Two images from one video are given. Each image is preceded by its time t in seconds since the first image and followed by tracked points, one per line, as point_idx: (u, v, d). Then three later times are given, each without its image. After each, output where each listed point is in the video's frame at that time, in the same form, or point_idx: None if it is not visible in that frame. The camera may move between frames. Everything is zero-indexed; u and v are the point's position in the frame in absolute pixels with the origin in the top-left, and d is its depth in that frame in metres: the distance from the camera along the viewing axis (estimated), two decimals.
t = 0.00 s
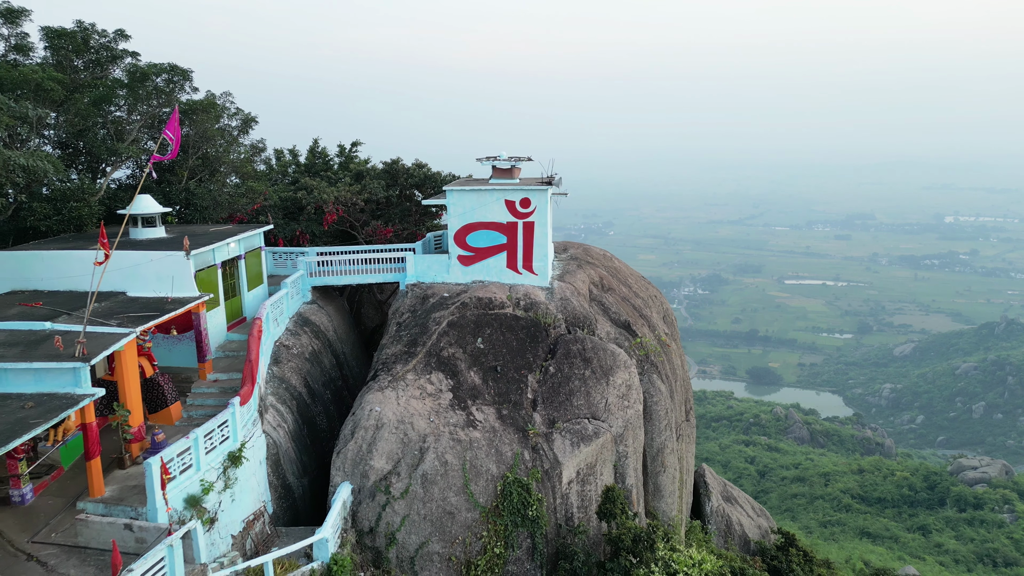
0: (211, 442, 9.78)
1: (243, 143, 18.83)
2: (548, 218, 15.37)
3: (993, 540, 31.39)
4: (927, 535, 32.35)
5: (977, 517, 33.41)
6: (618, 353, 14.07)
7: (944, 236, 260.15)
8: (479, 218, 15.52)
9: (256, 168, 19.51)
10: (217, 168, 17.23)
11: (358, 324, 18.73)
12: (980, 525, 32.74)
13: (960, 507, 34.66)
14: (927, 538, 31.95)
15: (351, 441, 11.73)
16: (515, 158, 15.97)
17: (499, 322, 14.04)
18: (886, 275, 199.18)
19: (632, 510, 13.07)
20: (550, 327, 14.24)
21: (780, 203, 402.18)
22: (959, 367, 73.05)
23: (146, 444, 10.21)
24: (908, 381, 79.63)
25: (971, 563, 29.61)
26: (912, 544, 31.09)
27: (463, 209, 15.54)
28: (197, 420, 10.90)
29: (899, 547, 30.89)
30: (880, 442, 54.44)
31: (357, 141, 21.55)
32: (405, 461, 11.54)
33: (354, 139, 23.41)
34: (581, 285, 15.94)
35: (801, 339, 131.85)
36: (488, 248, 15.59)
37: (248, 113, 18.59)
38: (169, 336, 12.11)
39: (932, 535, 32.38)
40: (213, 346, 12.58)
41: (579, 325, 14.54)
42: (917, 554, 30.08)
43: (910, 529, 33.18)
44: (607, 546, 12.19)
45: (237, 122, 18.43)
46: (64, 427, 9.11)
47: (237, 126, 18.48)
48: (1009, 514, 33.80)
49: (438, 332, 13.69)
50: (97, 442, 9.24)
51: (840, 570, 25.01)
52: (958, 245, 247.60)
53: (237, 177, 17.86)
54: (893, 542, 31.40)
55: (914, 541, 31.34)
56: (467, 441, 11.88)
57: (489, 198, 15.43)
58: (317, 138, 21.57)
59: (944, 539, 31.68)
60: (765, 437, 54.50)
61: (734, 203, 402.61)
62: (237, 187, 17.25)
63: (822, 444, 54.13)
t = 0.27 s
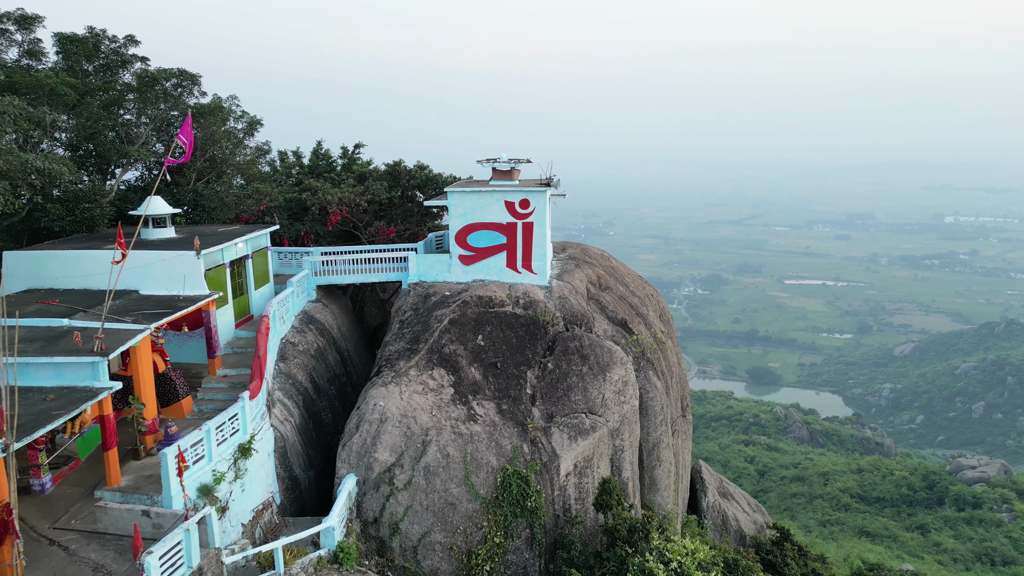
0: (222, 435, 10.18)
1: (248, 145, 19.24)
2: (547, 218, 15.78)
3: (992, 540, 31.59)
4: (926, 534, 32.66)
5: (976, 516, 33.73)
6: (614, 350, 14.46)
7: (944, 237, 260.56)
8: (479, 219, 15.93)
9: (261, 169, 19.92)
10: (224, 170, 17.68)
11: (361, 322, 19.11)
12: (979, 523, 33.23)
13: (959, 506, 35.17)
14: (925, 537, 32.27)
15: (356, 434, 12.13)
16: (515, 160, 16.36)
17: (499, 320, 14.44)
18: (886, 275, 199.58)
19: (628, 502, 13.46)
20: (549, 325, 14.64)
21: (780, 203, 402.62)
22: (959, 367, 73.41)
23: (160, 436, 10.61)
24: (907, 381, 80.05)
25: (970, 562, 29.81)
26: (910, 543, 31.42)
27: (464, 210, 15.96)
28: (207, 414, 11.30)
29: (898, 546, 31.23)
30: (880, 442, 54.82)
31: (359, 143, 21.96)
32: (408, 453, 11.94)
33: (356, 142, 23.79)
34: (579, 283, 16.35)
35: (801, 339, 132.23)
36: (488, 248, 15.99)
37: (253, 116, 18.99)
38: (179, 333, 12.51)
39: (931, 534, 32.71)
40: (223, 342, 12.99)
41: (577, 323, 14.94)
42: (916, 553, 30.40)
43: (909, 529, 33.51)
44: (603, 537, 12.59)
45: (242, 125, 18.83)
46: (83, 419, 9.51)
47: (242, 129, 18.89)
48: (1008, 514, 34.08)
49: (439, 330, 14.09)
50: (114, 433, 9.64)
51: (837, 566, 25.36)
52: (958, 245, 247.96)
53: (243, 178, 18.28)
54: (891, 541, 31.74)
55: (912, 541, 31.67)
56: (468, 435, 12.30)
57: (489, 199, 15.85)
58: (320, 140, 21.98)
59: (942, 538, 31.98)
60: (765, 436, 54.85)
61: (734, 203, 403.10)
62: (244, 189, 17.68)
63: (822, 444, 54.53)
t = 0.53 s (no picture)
0: (233, 427, 10.58)
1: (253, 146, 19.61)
2: (546, 219, 16.20)
3: (990, 539, 31.83)
4: (924, 533, 33.04)
5: (974, 516, 34.07)
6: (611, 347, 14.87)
7: (944, 237, 260.99)
8: (480, 219, 16.34)
9: (265, 170, 20.30)
10: (230, 171, 18.06)
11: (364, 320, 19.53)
12: (977, 522, 33.60)
13: (958, 505, 35.59)
14: (924, 536, 32.62)
15: (360, 428, 12.54)
16: (514, 162, 16.76)
17: (499, 318, 14.85)
18: (886, 275, 199.96)
19: (624, 494, 13.86)
20: (547, 322, 15.05)
21: (780, 204, 403.06)
22: (958, 367, 73.79)
23: (172, 428, 11.01)
24: (907, 381, 80.40)
25: (968, 561, 30.10)
26: (908, 542, 31.77)
27: (465, 210, 16.37)
28: (217, 407, 11.70)
29: (896, 544, 31.57)
30: (879, 442, 55.20)
31: (361, 145, 22.36)
32: (410, 446, 12.36)
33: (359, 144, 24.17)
34: (577, 282, 16.76)
35: (801, 339, 132.61)
36: (488, 248, 16.39)
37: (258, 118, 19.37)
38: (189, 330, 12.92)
39: (929, 532, 33.06)
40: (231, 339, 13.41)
41: (575, 320, 15.35)
42: (914, 552, 30.76)
43: (908, 527, 33.86)
44: (600, 527, 12.99)
45: (248, 127, 19.21)
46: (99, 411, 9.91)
47: (248, 131, 19.27)
48: (1005, 513, 34.36)
49: (441, 327, 14.50)
50: (129, 425, 10.04)
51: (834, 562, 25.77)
52: (958, 245, 248.39)
53: (248, 179, 18.66)
54: (890, 540, 32.09)
55: (911, 539, 32.02)
56: (469, 428, 12.71)
57: (489, 200, 16.26)
58: (323, 141, 22.37)
59: (940, 537, 32.32)
60: (764, 436, 55.19)
61: (734, 203, 403.48)
62: (249, 190, 18.07)
63: (821, 443, 54.90)
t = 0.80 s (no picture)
0: (243, 419, 10.98)
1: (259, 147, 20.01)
2: (545, 219, 16.60)
3: (988, 537, 32.14)
4: (923, 532, 33.41)
5: (973, 515, 34.43)
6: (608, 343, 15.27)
7: (944, 237, 261.42)
8: (480, 220, 16.75)
9: (270, 171, 20.72)
10: (236, 173, 18.48)
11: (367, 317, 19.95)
12: (975, 521, 33.98)
13: (957, 504, 36.00)
14: (922, 535, 32.97)
15: (365, 421, 12.95)
16: (514, 164, 17.17)
17: (499, 315, 15.26)
18: (886, 276, 200.35)
19: (620, 486, 14.27)
20: (546, 319, 15.46)
21: (780, 204, 403.51)
22: (958, 367, 74.16)
23: (184, 421, 11.42)
24: (907, 381, 80.77)
25: (967, 560, 30.40)
26: (907, 541, 32.14)
27: (465, 211, 16.77)
28: (227, 401, 12.12)
29: (895, 543, 31.92)
30: (878, 442, 55.61)
31: (364, 146, 22.78)
32: (413, 439, 12.77)
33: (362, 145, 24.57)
34: (575, 280, 17.17)
35: (801, 339, 133.03)
36: (488, 248, 16.80)
37: (263, 120, 19.78)
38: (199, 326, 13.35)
39: (928, 531, 33.42)
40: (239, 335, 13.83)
41: (573, 318, 15.76)
42: (912, 551, 31.12)
43: (907, 526, 34.25)
44: (597, 518, 13.38)
45: (253, 129, 19.62)
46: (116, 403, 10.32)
47: (253, 133, 19.69)
48: (1004, 512, 34.71)
49: (442, 324, 14.91)
50: (144, 417, 10.44)
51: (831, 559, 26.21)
52: (957, 245, 248.82)
53: (254, 180, 19.08)
54: (888, 539, 32.44)
55: (910, 538, 32.37)
56: (470, 422, 13.13)
57: (489, 201, 16.68)
58: (326, 143, 22.78)
59: (939, 535, 32.67)
60: (764, 436, 55.58)
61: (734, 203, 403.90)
62: (255, 191, 18.48)
63: (821, 443, 55.30)
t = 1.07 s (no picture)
0: (252, 412, 11.38)
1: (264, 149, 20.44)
2: (544, 219, 17.01)
3: (987, 536, 32.53)
4: (922, 531, 33.80)
5: (971, 514, 34.81)
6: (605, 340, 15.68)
7: (944, 237, 261.85)
8: (481, 219, 17.16)
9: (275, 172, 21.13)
10: (243, 174, 18.89)
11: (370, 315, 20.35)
12: (973, 520, 34.38)
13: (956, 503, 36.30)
14: (921, 534, 33.36)
15: (369, 414, 13.36)
16: (514, 165, 17.59)
17: (499, 313, 15.67)
18: (886, 276, 200.75)
19: (617, 478, 14.67)
20: (545, 317, 15.87)
21: (780, 204, 403.93)
22: (958, 367, 74.54)
23: (195, 414, 11.81)
24: (906, 381, 81.16)
25: (965, 558, 30.75)
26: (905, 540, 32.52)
27: (466, 211, 17.17)
28: (236, 394, 12.54)
29: (894, 542, 32.28)
30: (878, 442, 56.01)
31: (367, 147, 23.17)
32: (416, 432, 13.18)
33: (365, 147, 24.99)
34: (573, 279, 17.58)
35: (801, 339, 133.42)
36: (488, 247, 17.21)
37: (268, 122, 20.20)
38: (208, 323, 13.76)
39: (926, 530, 33.80)
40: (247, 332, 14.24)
41: (572, 315, 16.17)
42: (911, 549, 31.51)
43: (906, 525, 34.67)
44: (594, 509, 13.78)
45: (259, 130, 20.03)
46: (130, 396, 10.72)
47: (259, 134, 20.11)
48: (1003, 511, 35.13)
49: (444, 321, 15.32)
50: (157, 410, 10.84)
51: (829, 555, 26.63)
52: (957, 245, 249.25)
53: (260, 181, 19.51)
54: (887, 538, 32.81)
55: (908, 537, 32.76)
56: (471, 415, 13.54)
57: (490, 201, 17.09)
58: (330, 144, 23.18)
59: (937, 534, 33.05)
60: (764, 436, 55.96)
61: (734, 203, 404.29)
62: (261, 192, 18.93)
63: (821, 443, 55.71)
